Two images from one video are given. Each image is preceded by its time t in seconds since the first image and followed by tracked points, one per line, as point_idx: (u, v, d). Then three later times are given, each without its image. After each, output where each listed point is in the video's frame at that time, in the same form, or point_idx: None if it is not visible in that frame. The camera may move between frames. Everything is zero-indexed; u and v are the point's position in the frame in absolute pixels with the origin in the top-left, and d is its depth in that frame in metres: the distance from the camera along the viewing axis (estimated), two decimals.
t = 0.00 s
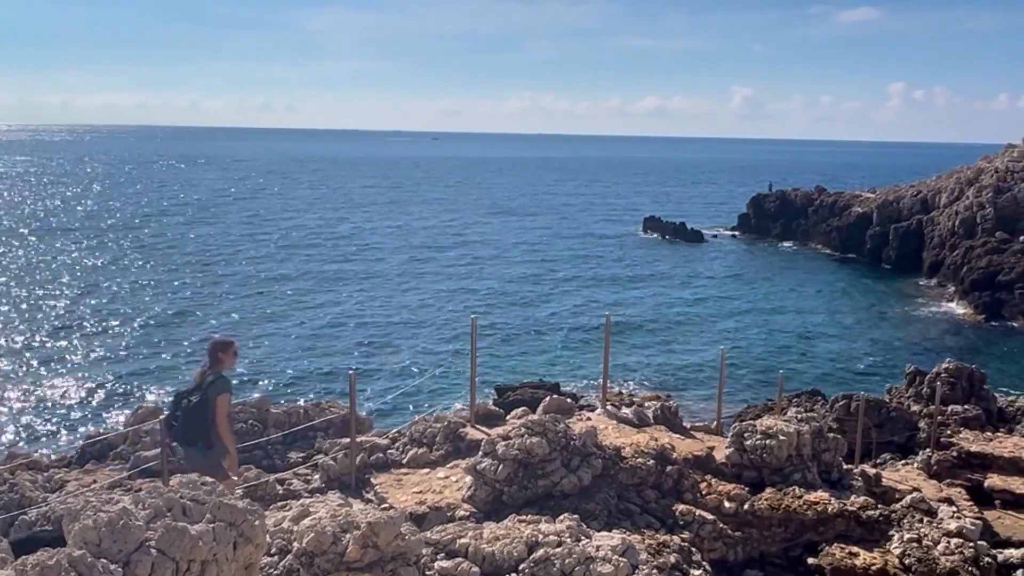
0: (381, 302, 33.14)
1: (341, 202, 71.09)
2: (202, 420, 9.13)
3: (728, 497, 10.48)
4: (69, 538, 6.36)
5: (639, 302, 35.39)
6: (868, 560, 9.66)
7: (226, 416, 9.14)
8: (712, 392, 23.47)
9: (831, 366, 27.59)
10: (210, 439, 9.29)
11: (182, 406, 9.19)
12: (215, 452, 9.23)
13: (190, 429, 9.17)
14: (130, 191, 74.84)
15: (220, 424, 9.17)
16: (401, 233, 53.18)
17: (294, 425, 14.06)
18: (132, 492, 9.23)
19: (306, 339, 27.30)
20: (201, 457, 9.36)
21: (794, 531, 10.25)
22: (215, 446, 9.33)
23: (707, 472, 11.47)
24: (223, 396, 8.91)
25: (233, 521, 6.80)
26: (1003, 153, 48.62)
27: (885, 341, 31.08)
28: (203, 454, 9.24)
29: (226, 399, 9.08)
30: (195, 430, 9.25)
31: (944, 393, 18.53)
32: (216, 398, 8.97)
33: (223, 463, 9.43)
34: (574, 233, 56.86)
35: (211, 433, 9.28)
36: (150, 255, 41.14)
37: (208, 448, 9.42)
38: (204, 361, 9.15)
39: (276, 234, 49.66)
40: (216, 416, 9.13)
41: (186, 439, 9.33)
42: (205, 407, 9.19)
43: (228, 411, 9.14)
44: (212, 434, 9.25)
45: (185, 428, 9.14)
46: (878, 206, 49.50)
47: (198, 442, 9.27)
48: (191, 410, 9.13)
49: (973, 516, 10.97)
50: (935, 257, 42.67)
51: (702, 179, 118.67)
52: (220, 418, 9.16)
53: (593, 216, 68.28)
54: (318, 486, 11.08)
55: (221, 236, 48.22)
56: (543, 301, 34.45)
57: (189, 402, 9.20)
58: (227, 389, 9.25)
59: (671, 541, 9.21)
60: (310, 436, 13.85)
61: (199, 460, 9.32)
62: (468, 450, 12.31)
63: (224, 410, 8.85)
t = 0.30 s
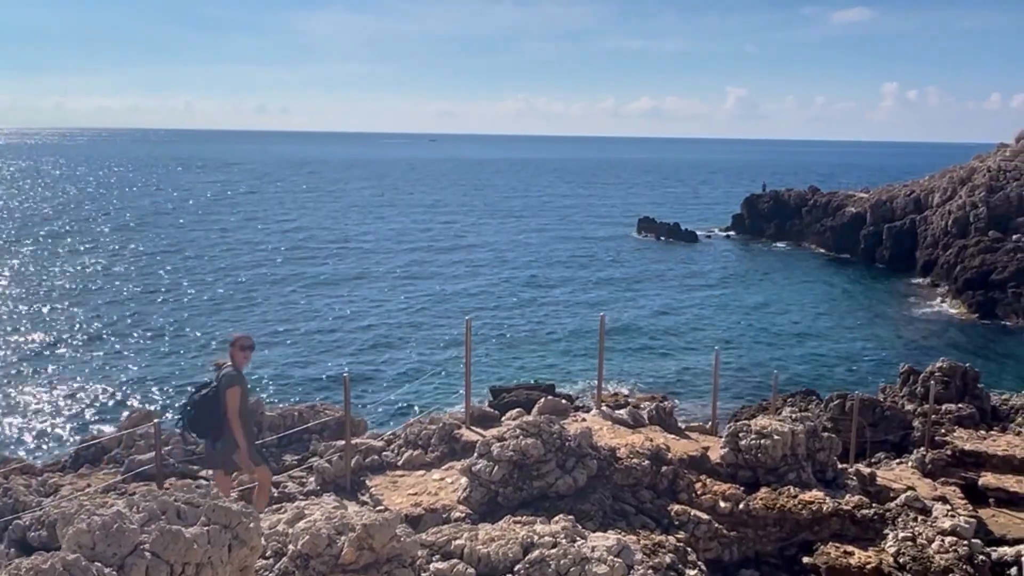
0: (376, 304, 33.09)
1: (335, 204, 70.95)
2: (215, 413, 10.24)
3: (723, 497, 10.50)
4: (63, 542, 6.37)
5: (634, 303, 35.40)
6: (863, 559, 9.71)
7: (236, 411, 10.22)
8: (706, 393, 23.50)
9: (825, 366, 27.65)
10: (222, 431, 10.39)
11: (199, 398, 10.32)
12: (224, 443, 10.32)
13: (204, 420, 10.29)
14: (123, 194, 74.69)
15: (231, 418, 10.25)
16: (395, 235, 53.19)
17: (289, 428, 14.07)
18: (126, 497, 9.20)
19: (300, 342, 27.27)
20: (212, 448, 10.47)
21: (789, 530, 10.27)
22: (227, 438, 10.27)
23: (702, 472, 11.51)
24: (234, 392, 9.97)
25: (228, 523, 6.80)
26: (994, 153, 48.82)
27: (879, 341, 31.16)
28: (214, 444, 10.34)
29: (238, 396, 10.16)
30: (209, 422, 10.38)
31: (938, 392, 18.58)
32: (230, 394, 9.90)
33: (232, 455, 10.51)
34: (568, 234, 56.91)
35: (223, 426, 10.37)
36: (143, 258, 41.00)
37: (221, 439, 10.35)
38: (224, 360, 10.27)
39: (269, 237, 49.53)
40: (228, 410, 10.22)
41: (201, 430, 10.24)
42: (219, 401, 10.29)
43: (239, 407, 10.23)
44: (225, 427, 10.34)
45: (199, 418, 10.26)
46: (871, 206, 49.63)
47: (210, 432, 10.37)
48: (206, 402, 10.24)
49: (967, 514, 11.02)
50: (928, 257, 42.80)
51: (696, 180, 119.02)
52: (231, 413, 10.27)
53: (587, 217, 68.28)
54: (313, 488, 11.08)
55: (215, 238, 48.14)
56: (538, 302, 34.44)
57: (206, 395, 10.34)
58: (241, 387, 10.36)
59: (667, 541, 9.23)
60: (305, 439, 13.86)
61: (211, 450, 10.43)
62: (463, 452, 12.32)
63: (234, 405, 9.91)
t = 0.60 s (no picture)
0: (369, 306, 33.05)
1: (328, 206, 70.85)
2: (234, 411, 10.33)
3: (717, 497, 10.53)
4: (56, 546, 6.35)
5: (627, 304, 35.45)
6: (856, 558, 9.75)
7: (254, 409, 10.28)
8: (699, 393, 23.54)
9: (818, 365, 27.76)
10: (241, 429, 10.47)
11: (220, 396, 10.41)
12: (240, 441, 10.39)
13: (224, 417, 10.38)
14: (117, 196, 74.73)
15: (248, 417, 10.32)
16: (389, 236, 53.13)
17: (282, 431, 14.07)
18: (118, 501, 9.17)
19: (295, 343, 27.31)
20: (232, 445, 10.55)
21: (783, 530, 10.30)
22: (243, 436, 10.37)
23: (696, 472, 11.53)
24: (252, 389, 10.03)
25: (222, 526, 6.80)
26: (985, 152, 49.06)
27: (872, 341, 31.25)
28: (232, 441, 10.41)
29: (256, 395, 10.23)
30: (229, 420, 10.46)
31: (930, 391, 18.66)
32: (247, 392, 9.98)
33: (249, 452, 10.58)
34: (562, 235, 57.08)
35: (242, 424, 10.46)
36: (135, 261, 40.87)
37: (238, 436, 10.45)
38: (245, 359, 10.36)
39: (262, 239, 49.41)
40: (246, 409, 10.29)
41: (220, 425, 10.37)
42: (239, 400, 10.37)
43: (258, 405, 10.31)
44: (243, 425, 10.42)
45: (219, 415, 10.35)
46: (863, 206, 49.78)
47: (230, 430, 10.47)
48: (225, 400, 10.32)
49: (960, 513, 11.08)
50: (920, 256, 42.96)
51: (689, 180, 119.57)
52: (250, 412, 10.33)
53: (581, 218, 68.34)
54: (307, 491, 11.06)
55: (209, 241, 48.18)
56: (532, 303, 34.46)
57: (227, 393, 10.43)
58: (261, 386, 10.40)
59: (661, 542, 9.25)
60: (299, 441, 13.83)
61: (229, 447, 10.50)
62: (457, 454, 12.32)
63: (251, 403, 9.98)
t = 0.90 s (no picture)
0: (360, 307, 33.02)
1: (320, 207, 70.66)
2: (252, 407, 10.19)
3: (708, 497, 10.56)
4: (45, 550, 6.32)
5: (618, 305, 35.52)
6: (847, 557, 9.79)
7: (273, 405, 10.15)
8: (691, 393, 23.59)
9: (809, 365, 27.86)
10: (259, 427, 10.32)
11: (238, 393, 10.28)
12: (258, 439, 10.23)
13: (242, 413, 10.24)
14: (108, 198, 74.53)
15: (267, 413, 10.18)
16: (380, 238, 53.05)
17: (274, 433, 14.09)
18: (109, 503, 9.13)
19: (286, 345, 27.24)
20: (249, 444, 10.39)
21: (774, 530, 10.33)
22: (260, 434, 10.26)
23: (688, 472, 11.56)
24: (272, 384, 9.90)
25: (212, 529, 6.79)
26: (974, 153, 49.33)
27: (862, 340, 31.39)
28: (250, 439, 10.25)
29: (276, 390, 10.11)
30: (247, 417, 10.31)
31: (920, 390, 18.76)
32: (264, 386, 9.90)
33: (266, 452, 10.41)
34: (553, 236, 57.18)
35: (259, 422, 10.32)
36: (125, 263, 40.68)
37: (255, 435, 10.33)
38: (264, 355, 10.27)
39: (253, 241, 49.27)
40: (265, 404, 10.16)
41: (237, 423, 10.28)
42: (257, 396, 10.25)
43: (277, 401, 10.18)
44: (261, 422, 10.28)
45: (238, 412, 10.21)
46: (853, 207, 49.98)
47: (247, 428, 10.31)
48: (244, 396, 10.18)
49: (950, 512, 11.13)
50: (910, 257, 43.15)
51: (681, 180, 120.01)
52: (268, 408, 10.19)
53: (572, 219, 68.42)
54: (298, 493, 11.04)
55: (200, 242, 48.10)
56: (523, 304, 34.48)
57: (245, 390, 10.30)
58: (279, 382, 10.28)
59: (652, 542, 9.28)
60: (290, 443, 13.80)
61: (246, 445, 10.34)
62: (449, 455, 12.33)
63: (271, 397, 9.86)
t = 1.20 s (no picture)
0: (349, 309, 32.94)
1: (308, 209, 70.48)
2: (272, 402, 9.89)
3: (697, 497, 10.58)
4: (30, 554, 6.26)
5: (607, 305, 35.56)
6: (835, 556, 9.82)
7: (294, 400, 9.80)
8: (679, 394, 23.65)
9: (797, 364, 27.98)
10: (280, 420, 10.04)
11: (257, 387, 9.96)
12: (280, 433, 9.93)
13: (262, 407, 9.94)
14: (95, 199, 74.25)
15: (287, 407, 9.86)
16: (368, 239, 52.97)
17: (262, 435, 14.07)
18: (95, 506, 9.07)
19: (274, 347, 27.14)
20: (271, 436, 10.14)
21: (763, 530, 10.36)
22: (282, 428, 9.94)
23: (677, 472, 11.58)
24: (291, 379, 9.55)
25: (200, 532, 6.75)
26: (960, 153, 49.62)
27: (849, 340, 31.54)
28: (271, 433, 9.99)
29: (296, 385, 9.75)
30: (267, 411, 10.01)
31: (908, 390, 18.86)
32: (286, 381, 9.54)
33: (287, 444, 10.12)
34: (542, 236, 57.27)
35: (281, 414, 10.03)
36: (112, 265, 40.46)
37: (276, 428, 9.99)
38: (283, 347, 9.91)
39: (240, 243, 49.06)
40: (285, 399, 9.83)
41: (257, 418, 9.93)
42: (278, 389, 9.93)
43: (297, 395, 9.83)
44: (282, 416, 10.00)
45: (257, 406, 9.91)
46: (841, 207, 50.22)
47: (268, 421, 10.03)
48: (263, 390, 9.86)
49: (937, 510, 11.19)
50: (897, 257, 43.37)
51: (669, 180, 120.45)
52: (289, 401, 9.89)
53: (561, 220, 68.47)
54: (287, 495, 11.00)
55: (188, 244, 47.99)
56: (511, 305, 34.47)
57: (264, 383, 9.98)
58: (300, 375, 9.94)
59: (641, 542, 9.28)
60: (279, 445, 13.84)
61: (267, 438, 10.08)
62: (438, 456, 12.31)
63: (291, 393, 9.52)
